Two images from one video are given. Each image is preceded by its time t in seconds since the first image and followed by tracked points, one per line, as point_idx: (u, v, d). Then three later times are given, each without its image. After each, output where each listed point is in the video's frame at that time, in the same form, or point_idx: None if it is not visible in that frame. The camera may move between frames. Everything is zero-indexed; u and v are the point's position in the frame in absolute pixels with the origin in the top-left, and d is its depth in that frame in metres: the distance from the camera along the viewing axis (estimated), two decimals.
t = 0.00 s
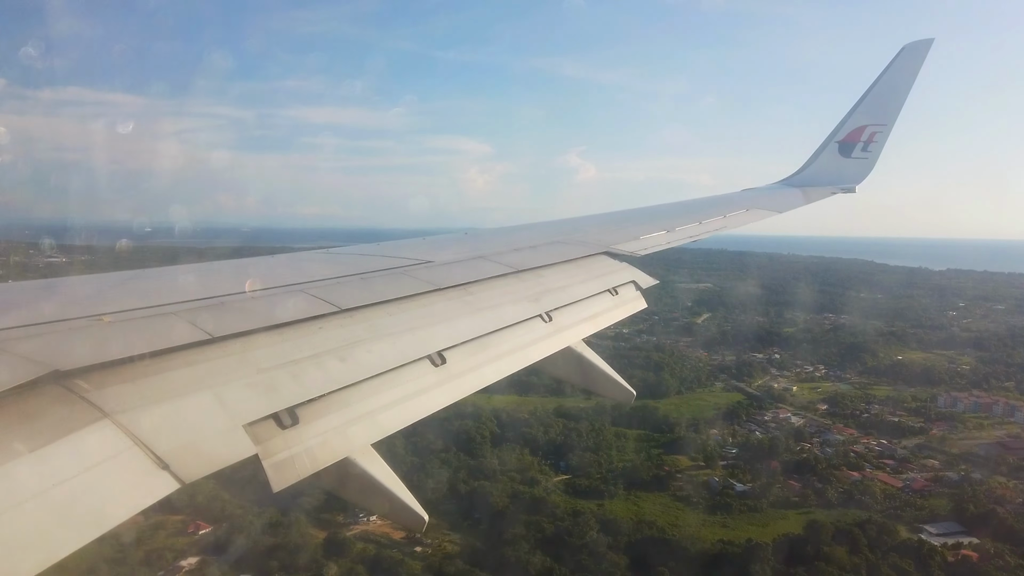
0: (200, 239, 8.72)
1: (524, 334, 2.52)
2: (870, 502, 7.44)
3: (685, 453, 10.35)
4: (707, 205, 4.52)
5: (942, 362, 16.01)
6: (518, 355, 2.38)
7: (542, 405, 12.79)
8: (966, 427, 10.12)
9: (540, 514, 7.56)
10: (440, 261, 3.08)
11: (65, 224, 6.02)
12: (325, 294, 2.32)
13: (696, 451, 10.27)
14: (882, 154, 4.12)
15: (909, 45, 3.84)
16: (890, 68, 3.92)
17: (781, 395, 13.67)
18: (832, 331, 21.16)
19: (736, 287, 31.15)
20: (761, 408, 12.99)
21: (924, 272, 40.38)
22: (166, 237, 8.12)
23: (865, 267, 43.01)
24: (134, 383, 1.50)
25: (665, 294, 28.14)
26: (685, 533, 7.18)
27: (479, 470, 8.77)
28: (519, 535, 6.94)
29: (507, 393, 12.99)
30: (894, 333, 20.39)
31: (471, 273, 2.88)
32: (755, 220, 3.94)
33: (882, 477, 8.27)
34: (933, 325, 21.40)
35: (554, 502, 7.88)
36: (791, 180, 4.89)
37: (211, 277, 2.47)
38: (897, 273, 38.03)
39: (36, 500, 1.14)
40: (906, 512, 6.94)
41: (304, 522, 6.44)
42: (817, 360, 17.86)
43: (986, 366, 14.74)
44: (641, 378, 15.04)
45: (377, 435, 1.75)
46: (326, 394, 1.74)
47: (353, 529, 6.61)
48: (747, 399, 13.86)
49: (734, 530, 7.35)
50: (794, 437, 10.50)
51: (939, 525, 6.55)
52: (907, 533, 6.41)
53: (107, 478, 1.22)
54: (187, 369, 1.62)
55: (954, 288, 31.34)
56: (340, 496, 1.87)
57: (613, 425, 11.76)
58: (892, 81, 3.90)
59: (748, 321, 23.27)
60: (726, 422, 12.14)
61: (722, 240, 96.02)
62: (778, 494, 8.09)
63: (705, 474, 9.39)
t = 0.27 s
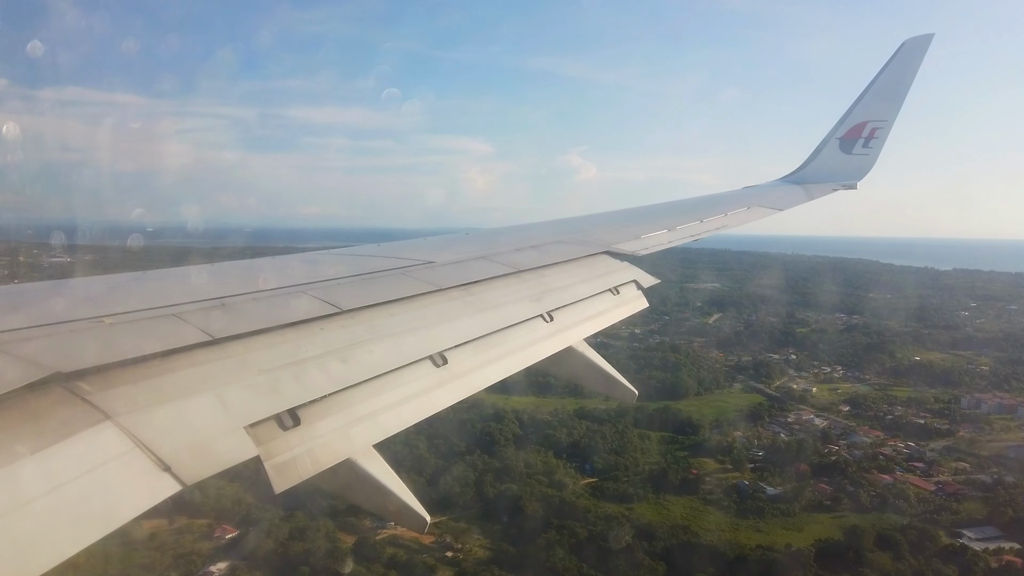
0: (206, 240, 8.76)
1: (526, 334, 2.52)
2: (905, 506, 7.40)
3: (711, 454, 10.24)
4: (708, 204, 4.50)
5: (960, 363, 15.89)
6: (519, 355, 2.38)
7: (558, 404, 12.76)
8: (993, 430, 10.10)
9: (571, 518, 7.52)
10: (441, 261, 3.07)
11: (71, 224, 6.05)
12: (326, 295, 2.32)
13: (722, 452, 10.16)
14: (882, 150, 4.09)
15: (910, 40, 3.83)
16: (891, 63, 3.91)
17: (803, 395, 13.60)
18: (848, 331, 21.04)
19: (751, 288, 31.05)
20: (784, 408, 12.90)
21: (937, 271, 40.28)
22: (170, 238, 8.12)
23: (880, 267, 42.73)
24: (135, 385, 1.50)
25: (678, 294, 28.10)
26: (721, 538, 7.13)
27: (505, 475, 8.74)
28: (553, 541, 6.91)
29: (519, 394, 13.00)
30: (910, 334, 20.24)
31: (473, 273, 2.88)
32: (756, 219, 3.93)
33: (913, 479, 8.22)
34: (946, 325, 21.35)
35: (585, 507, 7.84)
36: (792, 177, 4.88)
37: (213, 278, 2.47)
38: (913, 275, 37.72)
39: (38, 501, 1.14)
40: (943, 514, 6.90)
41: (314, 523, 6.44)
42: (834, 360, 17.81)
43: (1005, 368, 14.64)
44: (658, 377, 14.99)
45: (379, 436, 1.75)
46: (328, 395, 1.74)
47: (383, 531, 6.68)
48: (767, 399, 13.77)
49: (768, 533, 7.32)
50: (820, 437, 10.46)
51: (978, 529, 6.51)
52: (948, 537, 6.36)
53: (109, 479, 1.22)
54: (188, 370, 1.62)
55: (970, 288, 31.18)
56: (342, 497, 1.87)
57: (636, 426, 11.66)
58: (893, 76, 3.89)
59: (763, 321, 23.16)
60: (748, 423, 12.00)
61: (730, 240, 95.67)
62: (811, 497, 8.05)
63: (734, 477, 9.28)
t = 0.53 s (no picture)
0: (213, 239, 8.83)
1: (526, 339, 2.52)
2: (940, 512, 7.28)
3: (737, 458, 10.11)
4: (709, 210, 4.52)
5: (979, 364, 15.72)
6: (519, 360, 2.38)
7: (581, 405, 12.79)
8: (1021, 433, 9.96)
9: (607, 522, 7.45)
10: (442, 266, 3.07)
11: (78, 224, 6.12)
12: (327, 300, 2.32)
13: (748, 456, 10.03)
14: (883, 158, 4.10)
15: (911, 49, 3.84)
16: (891, 72, 3.92)
17: (825, 398, 13.52)
18: (865, 332, 20.87)
19: (766, 289, 30.94)
20: (806, 411, 12.74)
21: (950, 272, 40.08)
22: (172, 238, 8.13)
23: (896, 269, 42.39)
24: (135, 390, 1.50)
25: (691, 296, 28.09)
26: (758, 544, 7.02)
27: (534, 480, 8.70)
28: (588, 546, 6.81)
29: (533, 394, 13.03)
30: (926, 336, 20.05)
31: (473, 278, 2.88)
32: (757, 225, 3.94)
33: (944, 483, 8.11)
34: (961, 326, 21.20)
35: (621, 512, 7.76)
36: (792, 185, 4.90)
37: (213, 283, 2.47)
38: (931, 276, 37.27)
39: (39, 506, 1.14)
40: (978, 520, 6.79)
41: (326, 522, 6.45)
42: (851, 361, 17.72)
43: None
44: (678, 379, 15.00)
45: (379, 440, 1.75)
46: (328, 399, 1.74)
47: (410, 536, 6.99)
48: (787, 401, 13.63)
49: (800, 540, 7.23)
50: (846, 441, 10.32)
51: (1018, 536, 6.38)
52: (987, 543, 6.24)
53: (110, 484, 1.22)
54: (188, 375, 1.62)
55: (988, 289, 30.88)
56: (343, 502, 1.87)
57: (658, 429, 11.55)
58: (894, 86, 3.90)
59: (780, 322, 23.07)
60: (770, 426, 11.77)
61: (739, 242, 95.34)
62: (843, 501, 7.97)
63: (762, 480, 9.14)
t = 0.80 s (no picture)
0: (218, 238, 8.88)
1: (525, 339, 2.52)
2: (970, 514, 6.83)
3: (762, 459, 9.90)
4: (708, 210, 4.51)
5: (996, 362, 15.41)
6: (518, 360, 2.37)
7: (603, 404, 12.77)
8: None
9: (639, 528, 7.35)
10: (441, 267, 3.07)
11: (86, 224, 6.19)
12: (326, 301, 2.32)
13: (772, 458, 9.81)
14: (881, 157, 4.10)
15: (908, 47, 3.85)
16: (889, 71, 3.93)
17: (843, 398, 13.21)
18: (880, 332, 20.67)
19: (780, 289, 30.78)
20: (826, 411, 12.47)
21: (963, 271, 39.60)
22: (171, 238, 8.13)
23: (910, 269, 42.01)
24: (134, 391, 1.50)
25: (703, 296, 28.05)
26: (790, 547, 6.86)
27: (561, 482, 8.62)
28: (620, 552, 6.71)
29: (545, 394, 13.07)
30: (940, 334, 19.75)
31: (472, 279, 2.88)
32: (755, 224, 3.94)
33: (973, 484, 7.68)
34: (974, 325, 20.90)
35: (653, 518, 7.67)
36: (791, 184, 4.90)
37: (213, 284, 2.47)
38: (946, 275, 36.76)
39: (37, 509, 1.14)
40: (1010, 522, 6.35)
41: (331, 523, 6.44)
42: (866, 361, 17.52)
43: None
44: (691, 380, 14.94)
45: (378, 441, 1.75)
46: (326, 401, 1.74)
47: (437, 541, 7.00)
48: (805, 401, 13.46)
49: (826, 546, 6.88)
50: (869, 442, 9.89)
51: None
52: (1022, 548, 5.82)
53: (108, 486, 1.22)
54: (186, 377, 1.62)
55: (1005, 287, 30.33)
56: (342, 503, 1.87)
57: (680, 432, 11.39)
58: (891, 84, 3.91)
59: (793, 323, 22.93)
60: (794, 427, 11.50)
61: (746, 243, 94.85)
62: (872, 505, 7.63)
63: (789, 483, 8.93)
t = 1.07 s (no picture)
0: (220, 239, 8.89)
1: (527, 341, 2.52)
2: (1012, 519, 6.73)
3: (789, 462, 9.67)
4: (710, 212, 4.51)
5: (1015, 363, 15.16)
6: (519, 363, 2.37)
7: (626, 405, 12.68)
8: None
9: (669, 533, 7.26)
10: (442, 269, 3.07)
11: (95, 225, 6.29)
12: (327, 303, 2.32)
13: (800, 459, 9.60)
14: (881, 158, 4.10)
15: (908, 49, 3.85)
16: (888, 73, 3.94)
17: (864, 400, 13.00)
18: (896, 333, 20.47)
19: (794, 290, 30.56)
20: (848, 412, 12.30)
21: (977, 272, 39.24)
22: (173, 238, 8.14)
23: (925, 270, 41.57)
24: (136, 395, 1.50)
25: (714, 298, 27.98)
26: (829, 553, 6.72)
27: (589, 485, 8.56)
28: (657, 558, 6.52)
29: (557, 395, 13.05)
30: (955, 335, 19.51)
31: (473, 281, 2.88)
32: (755, 226, 3.94)
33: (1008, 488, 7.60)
34: (989, 326, 20.66)
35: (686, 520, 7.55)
36: (791, 186, 4.90)
37: (214, 287, 2.47)
38: (963, 276, 36.26)
39: (39, 513, 1.14)
40: None
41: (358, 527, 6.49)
42: (882, 362, 17.35)
43: None
44: (704, 382, 14.87)
45: (379, 444, 1.75)
46: (328, 403, 1.74)
47: (468, 545, 6.96)
48: (826, 403, 13.25)
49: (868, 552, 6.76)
50: (895, 442, 9.79)
51: None
52: None
53: (110, 489, 1.22)
54: (188, 379, 1.62)
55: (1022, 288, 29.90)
56: (344, 505, 1.87)
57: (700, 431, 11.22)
58: (891, 87, 3.91)
59: (807, 324, 22.76)
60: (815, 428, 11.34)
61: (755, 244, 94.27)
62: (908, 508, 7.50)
63: (819, 485, 8.67)
